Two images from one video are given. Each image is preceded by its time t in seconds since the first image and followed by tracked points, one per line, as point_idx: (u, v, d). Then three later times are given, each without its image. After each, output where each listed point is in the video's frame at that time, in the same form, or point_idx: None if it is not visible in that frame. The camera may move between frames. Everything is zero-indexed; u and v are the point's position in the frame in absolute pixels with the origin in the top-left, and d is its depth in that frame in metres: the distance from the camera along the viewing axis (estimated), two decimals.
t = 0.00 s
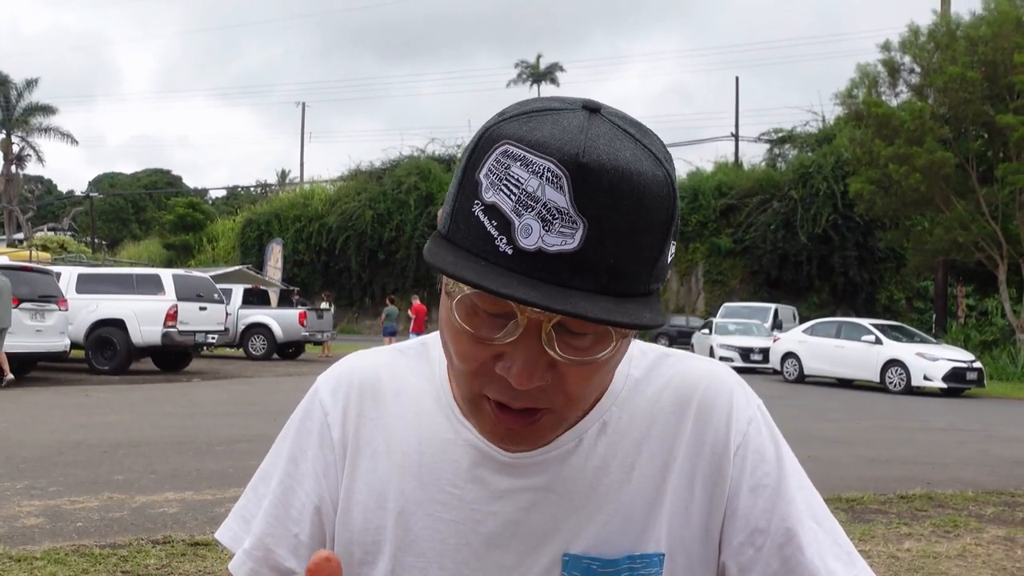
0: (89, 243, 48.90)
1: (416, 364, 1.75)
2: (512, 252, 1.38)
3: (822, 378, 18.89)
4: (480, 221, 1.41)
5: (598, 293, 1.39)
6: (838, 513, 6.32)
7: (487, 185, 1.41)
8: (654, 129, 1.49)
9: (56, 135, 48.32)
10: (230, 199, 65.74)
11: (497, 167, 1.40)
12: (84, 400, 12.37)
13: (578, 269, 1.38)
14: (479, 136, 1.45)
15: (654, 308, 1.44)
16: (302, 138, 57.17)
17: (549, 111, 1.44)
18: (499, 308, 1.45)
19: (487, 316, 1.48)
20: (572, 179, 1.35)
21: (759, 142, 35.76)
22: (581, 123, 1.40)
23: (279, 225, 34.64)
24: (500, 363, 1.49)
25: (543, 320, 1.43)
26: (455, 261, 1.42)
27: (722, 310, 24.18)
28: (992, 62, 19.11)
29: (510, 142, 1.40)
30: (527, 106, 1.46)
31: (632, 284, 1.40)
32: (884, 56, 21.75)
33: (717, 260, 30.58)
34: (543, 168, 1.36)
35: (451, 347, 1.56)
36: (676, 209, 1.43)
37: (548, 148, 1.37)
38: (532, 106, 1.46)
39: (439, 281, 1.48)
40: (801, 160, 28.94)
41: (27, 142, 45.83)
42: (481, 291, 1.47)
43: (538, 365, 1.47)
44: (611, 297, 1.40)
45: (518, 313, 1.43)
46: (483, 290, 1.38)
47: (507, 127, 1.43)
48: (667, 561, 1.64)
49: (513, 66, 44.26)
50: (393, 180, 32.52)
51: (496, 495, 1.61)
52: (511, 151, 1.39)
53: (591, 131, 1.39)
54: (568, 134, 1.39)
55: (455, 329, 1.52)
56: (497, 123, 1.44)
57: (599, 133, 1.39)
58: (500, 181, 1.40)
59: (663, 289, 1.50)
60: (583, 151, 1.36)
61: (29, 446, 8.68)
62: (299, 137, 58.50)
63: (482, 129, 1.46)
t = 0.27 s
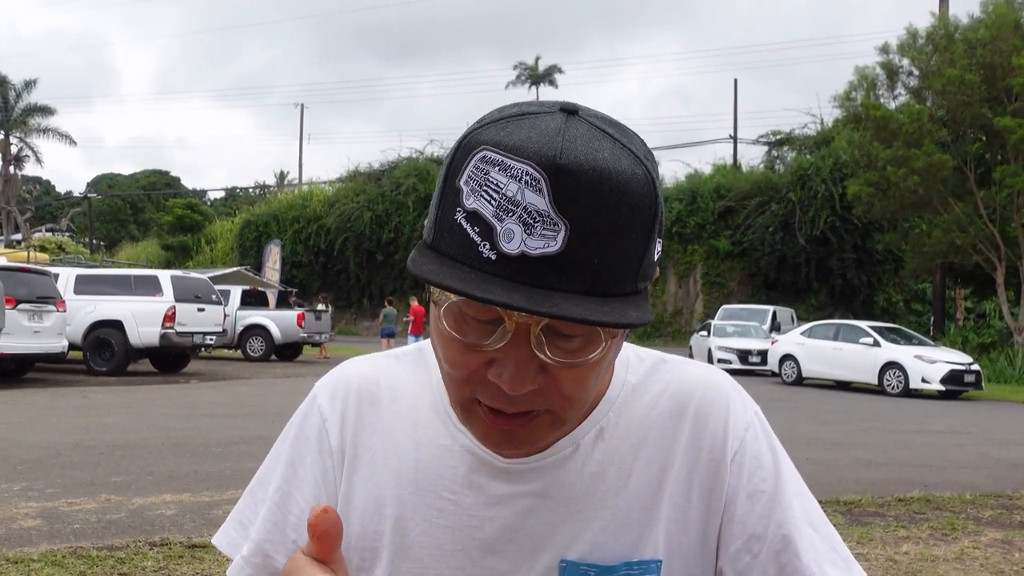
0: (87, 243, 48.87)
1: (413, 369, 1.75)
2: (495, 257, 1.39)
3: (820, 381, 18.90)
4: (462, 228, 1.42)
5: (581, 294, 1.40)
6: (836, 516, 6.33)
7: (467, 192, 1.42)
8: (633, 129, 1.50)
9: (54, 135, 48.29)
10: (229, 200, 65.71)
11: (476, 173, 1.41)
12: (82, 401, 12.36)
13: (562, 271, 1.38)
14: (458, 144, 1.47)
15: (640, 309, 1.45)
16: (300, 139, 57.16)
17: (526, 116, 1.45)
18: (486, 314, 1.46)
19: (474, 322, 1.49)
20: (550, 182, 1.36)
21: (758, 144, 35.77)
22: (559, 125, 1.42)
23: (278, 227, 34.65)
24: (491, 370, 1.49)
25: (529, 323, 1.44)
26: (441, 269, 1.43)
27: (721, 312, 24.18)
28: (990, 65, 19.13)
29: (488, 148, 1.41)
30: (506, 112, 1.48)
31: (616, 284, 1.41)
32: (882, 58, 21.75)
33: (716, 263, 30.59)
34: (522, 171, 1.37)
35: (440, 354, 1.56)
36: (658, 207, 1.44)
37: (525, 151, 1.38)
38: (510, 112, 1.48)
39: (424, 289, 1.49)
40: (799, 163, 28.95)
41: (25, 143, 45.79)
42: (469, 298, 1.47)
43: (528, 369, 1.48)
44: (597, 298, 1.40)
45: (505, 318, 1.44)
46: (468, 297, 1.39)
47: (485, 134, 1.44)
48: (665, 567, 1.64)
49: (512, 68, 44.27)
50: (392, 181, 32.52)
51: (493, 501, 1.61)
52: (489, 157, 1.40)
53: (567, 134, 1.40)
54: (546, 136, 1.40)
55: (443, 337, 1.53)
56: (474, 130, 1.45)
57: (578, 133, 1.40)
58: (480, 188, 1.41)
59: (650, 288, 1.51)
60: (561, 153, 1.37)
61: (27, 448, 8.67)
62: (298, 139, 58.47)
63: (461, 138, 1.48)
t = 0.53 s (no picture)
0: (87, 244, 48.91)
1: (412, 371, 1.76)
2: (493, 261, 1.40)
3: (819, 383, 18.90)
4: (460, 232, 1.43)
5: (580, 294, 1.41)
6: (835, 518, 6.33)
7: (464, 196, 1.43)
8: (624, 126, 1.51)
9: (54, 137, 48.30)
10: (228, 201, 65.71)
11: (471, 177, 1.42)
12: (81, 403, 12.36)
13: (560, 271, 1.39)
14: (451, 148, 1.47)
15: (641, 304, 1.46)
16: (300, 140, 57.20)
17: (519, 118, 1.46)
18: (485, 317, 1.47)
19: (473, 326, 1.49)
20: (545, 184, 1.37)
21: (757, 146, 35.77)
22: (552, 127, 1.42)
23: (277, 228, 34.64)
24: (493, 372, 1.49)
25: (530, 324, 1.45)
26: (440, 274, 1.44)
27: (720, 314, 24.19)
28: (990, 67, 19.15)
29: (482, 151, 1.42)
30: (499, 114, 1.48)
31: (615, 282, 1.42)
32: (882, 60, 21.74)
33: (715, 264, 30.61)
34: (517, 174, 1.38)
35: (441, 357, 1.57)
36: (652, 203, 1.45)
37: (519, 154, 1.39)
38: (504, 113, 1.48)
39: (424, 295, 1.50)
40: (798, 165, 28.94)
41: (25, 144, 45.82)
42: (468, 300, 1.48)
43: (529, 370, 1.48)
44: (595, 297, 1.41)
45: (505, 320, 1.45)
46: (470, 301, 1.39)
47: (479, 137, 1.45)
48: (666, 565, 1.64)
49: (511, 70, 44.31)
50: (391, 183, 32.52)
51: (492, 501, 1.62)
52: (484, 160, 1.41)
53: (562, 134, 1.41)
54: (539, 139, 1.40)
55: (443, 341, 1.54)
56: (468, 133, 1.46)
57: (571, 135, 1.41)
58: (476, 192, 1.41)
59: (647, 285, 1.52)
60: (555, 153, 1.38)
61: (26, 449, 8.67)
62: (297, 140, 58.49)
63: (455, 141, 1.48)
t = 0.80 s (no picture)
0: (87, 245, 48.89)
1: (414, 370, 1.77)
2: (470, 243, 1.42)
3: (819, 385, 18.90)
4: (441, 215, 1.45)
5: (556, 278, 1.42)
6: (835, 520, 6.33)
7: (446, 181, 1.45)
8: (615, 124, 1.53)
9: (54, 138, 48.31)
10: (229, 202, 65.73)
11: (453, 162, 1.44)
12: (81, 404, 12.36)
13: (535, 254, 1.40)
14: (439, 138, 1.50)
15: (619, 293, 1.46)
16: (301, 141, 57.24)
17: (506, 109, 1.48)
18: (465, 301, 1.48)
19: (457, 311, 1.50)
20: (520, 168, 1.39)
21: (757, 148, 35.78)
22: (535, 117, 1.45)
23: (277, 229, 34.66)
24: (474, 358, 1.49)
25: (508, 309, 1.45)
26: (421, 257, 1.46)
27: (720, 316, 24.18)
28: (990, 70, 19.18)
29: (465, 138, 1.45)
30: (489, 107, 1.52)
31: (592, 270, 1.42)
32: (882, 63, 21.75)
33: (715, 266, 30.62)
34: (494, 158, 1.40)
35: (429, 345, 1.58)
36: (636, 195, 1.46)
37: (498, 138, 1.41)
38: (493, 107, 1.51)
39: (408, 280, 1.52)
40: (798, 167, 28.94)
41: (25, 145, 45.86)
42: (451, 287, 1.48)
43: (509, 356, 1.48)
44: (570, 284, 1.42)
45: (483, 303, 1.46)
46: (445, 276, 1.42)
47: (465, 125, 1.48)
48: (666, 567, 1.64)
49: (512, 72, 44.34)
50: (392, 185, 32.53)
51: (494, 502, 1.62)
52: (465, 146, 1.43)
53: (543, 122, 1.43)
54: (519, 125, 1.43)
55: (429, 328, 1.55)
56: (455, 122, 1.49)
57: (552, 124, 1.43)
58: (457, 175, 1.44)
59: (634, 279, 1.52)
60: (531, 139, 1.40)
61: (25, 450, 8.67)
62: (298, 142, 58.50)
63: (444, 132, 1.52)
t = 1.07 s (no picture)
0: (86, 246, 48.89)
1: (416, 372, 1.77)
2: (447, 230, 1.46)
3: (819, 387, 18.90)
4: (421, 207, 1.50)
5: (530, 261, 1.44)
6: (835, 523, 6.33)
7: (425, 172, 1.50)
8: (595, 113, 1.55)
9: (55, 139, 48.32)
10: (229, 203, 65.72)
11: (430, 154, 1.49)
12: (81, 405, 12.36)
13: (507, 236, 1.43)
14: (419, 137, 1.55)
15: (595, 274, 1.48)
16: (301, 143, 57.25)
17: (484, 103, 1.53)
18: (447, 290, 1.50)
19: (440, 303, 1.51)
20: (489, 152, 1.43)
21: (758, 150, 35.78)
22: (510, 106, 1.48)
23: (278, 231, 34.67)
24: (457, 346, 1.50)
25: (485, 294, 1.47)
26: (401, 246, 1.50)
27: (720, 318, 24.18)
28: (991, 72, 19.18)
29: (441, 129, 1.49)
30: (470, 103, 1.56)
31: (567, 250, 1.45)
32: (882, 65, 21.75)
33: (715, 268, 30.63)
34: (464, 146, 1.44)
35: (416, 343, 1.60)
36: (610, 177, 1.48)
37: (467, 127, 1.46)
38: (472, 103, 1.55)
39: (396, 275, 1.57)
40: (799, 169, 28.92)
41: (26, 146, 45.88)
42: (436, 276, 1.50)
43: (492, 342, 1.49)
44: (543, 265, 1.45)
45: (463, 288, 1.48)
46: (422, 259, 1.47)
47: (443, 118, 1.52)
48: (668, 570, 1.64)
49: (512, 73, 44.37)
50: (392, 186, 32.54)
51: (497, 505, 1.62)
52: (439, 136, 1.48)
53: (515, 112, 1.46)
54: (491, 115, 1.47)
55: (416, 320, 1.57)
56: (433, 118, 1.54)
57: (522, 113, 1.46)
58: (434, 167, 1.48)
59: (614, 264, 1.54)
60: (499, 124, 1.44)
61: (26, 451, 8.67)
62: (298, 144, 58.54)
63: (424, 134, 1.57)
